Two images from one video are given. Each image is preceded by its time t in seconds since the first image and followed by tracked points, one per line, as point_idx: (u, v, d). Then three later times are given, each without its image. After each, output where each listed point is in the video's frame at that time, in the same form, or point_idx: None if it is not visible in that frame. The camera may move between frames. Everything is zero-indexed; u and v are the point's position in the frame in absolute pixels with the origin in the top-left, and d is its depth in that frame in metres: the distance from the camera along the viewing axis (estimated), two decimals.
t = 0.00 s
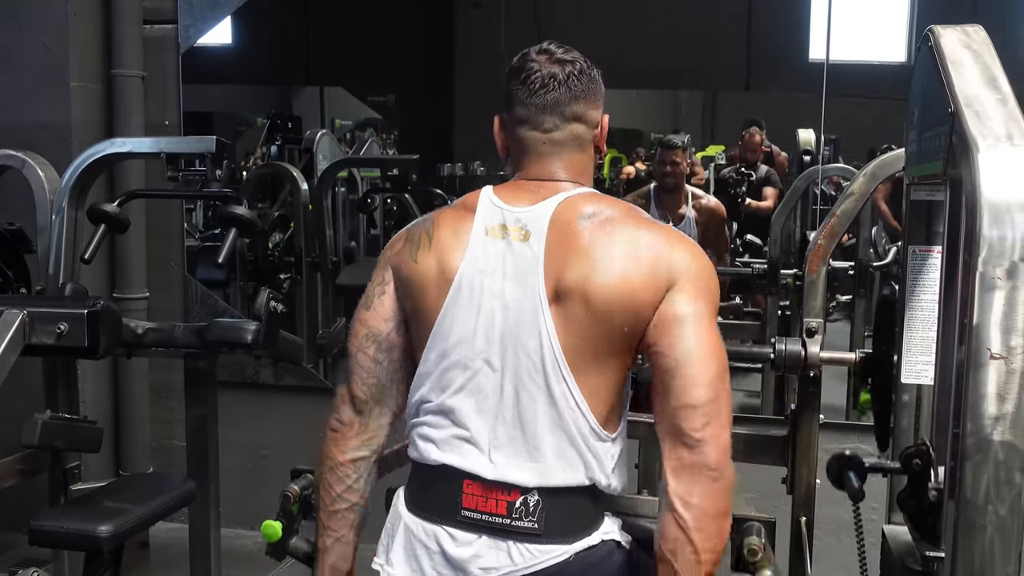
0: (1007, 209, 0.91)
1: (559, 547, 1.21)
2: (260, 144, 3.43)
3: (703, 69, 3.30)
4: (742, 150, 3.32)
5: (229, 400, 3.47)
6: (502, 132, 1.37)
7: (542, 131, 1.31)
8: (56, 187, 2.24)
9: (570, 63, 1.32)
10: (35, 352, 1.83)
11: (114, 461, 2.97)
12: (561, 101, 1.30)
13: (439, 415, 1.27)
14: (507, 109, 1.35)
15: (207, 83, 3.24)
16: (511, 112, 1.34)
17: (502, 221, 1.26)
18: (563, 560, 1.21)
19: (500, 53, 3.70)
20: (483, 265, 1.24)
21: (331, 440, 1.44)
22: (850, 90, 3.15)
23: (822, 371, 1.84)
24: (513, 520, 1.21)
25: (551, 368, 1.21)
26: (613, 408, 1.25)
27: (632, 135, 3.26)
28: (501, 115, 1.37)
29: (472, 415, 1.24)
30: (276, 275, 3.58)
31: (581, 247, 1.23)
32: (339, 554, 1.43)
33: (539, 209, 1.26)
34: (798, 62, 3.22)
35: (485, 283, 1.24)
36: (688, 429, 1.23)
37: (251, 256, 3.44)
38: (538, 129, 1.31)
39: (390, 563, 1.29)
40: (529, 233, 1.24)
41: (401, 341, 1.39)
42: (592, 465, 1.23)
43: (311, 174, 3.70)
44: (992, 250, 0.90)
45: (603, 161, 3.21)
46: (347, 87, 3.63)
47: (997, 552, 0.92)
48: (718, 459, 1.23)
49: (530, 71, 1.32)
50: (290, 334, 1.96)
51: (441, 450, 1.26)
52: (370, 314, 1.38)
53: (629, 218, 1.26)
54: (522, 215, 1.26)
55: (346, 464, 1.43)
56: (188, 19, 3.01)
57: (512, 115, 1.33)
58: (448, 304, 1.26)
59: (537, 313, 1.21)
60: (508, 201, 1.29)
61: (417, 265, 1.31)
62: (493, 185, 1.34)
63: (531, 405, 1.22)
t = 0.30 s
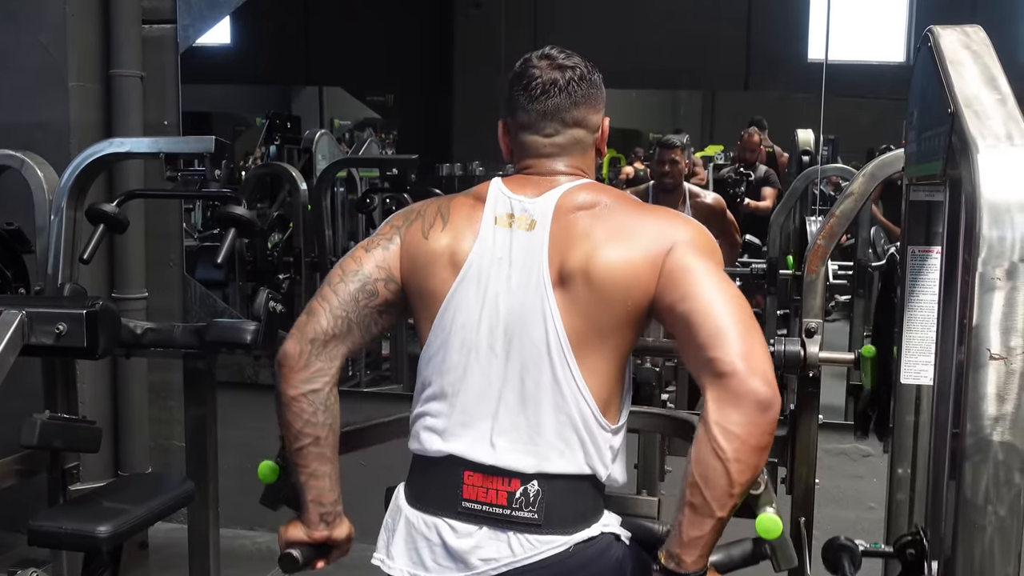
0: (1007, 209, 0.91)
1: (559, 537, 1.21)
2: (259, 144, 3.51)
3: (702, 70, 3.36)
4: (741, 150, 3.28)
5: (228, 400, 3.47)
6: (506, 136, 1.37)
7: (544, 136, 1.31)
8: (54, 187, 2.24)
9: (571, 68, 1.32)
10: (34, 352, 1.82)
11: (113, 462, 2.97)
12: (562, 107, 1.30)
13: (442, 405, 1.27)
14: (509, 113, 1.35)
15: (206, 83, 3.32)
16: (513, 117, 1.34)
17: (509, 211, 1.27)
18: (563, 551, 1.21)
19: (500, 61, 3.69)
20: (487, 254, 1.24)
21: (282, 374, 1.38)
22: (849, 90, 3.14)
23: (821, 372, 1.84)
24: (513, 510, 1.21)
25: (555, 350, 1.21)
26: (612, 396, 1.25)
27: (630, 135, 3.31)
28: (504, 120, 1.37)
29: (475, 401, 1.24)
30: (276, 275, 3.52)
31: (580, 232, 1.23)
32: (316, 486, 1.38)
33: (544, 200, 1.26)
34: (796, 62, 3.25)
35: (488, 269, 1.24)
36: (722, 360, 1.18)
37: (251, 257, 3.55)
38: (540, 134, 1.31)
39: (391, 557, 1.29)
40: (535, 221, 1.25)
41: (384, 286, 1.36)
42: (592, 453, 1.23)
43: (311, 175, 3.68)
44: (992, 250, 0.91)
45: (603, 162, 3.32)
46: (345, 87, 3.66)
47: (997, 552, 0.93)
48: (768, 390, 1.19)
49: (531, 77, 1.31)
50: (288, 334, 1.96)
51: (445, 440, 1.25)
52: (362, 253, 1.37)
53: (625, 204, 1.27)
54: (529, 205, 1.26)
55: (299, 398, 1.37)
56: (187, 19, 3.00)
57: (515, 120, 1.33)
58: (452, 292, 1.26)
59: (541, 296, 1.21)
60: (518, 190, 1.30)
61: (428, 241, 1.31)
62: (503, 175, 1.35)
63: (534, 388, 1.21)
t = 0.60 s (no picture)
0: (1007, 210, 0.91)
1: (554, 534, 1.21)
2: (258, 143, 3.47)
3: (700, 70, 3.40)
4: (741, 149, 3.27)
5: (227, 400, 3.48)
6: (504, 143, 1.37)
7: (541, 144, 1.31)
8: (53, 187, 2.24)
9: (567, 78, 1.32)
10: (33, 352, 1.82)
11: (112, 462, 2.97)
12: (557, 116, 1.30)
13: (439, 402, 1.27)
14: (507, 121, 1.35)
15: (206, 83, 3.19)
16: (511, 125, 1.34)
17: (509, 210, 1.27)
18: (559, 549, 1.21)
19: (498, 71, 3.72)
20: (484, 251, 1.25)
21: (257, 324, 1.40)
22: (848, 90, 3.13)
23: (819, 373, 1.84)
24: (509, 508, 1.21)
25: (552, 343, 1.21)
26: (607, 391, 1.25)
27: (629, 136, 3.34)
28: (502, 128, 1.37)
29: (473, 396, 1.24)
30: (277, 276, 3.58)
31: (574, 229, 1.24)
32: (306, 433, 1.38)
33: (542, 200, 1.27)
34: (796, 62, 3.25)
35: (486, 264, 1.24)
36: (736, 310, 1.17)
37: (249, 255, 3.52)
38: (536, 142, 1.31)
39: (389, 556, 1.29)
40: (533, 221, 1.25)
41: (370, 264, 1.36)
42: (588, 450, 1.23)
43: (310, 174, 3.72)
44: (992, 251, 0.91)
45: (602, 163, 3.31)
46: (345, 88, 3.72)
47: (997, 552, 0.93)
48: (789, 338, 1.18)
49: (528, 87, 1.31)
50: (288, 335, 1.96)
51: (442, 437, 1.25)
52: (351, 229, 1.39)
53: (619, 202, 1.27)
54: (527, 205, 1.27)
55: (273, 345, 1.38)
56: (187, 19, 2.97)
57: (512, 128, 1.33)
58: (449, 289, 1.26)
59: (539, 292, 1.22)
60: (517, 192, 1.30)
61: (428, 235, 1.31)
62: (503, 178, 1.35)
63: (532, 382, 1.21)
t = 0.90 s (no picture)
0: (1007, 209, 0.91)
1: (549, 533, 1.21)
2: (257, 143, 3.51)
3: (699, 69, 3.39)
4: (739, 150, 3.26)
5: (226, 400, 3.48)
6: (501, 137, 1.37)
7: (538, 138, 1.31)
8: (52, 187, 2.23)
9: (565, 71, 1.31)
10: (32, 352, 1.82)
11: (110, 462, 2.97)
12: (554, 110, 1.30)
13: (432, 401, 1.27)
14: (505, 115, 1.35)
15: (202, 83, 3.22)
16: (508, 119, 1.34)
17: (500, 208, 1.28)
18: (554, 546, 1.21)
19: (497, 59, 3.72)
20: (476, 249, 1.25)
21: (259, 337, 1.40)
22: (847, 90, 3.13)
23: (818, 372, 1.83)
24: (504, 506, 1.21)
25: (544, 344, 1.20)
26: (603, 390, 1.25)
27: (628, 136, 3.31)
28: (499, 122, 1.37)
29: (465, 396, 1.24)
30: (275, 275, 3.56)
31: (567, 227, 1.24)
32: (304, 450, 1.38)
33: (536, 198, 1.27)
34: (795, 63, 3.27)
35: (478, 263, 1.24)
36: (730, 327, 1.16)
37: (247, 255, 3.50)
38: (533, 137, 1.31)
39: (385, 554, 1.29)
40: (525, 218, 1.25)
41: (368, 268, 1.37)
42: (583, 449, 1.23)
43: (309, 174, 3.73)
44: (991, 250, 0.91)
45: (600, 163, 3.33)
46: (344, 88, 3.70)
47: (996, 552, 0.92)
48: (783, 355, 1.17)
49: (525, 80, 1.31)
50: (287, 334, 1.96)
51: (436, 436, 1.25)
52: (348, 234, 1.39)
53: (614, 201, 1.27)
54: (519, 202, 1.27)
55: (274, 360, 1.39)
56: (185, 19, 2.98)
57: (509, 121, 1.33)
58: (443, 288, 1.27)
59: (532, 291, 1.21)
60: (509, 189, 1.30)
61: (419, 237, 1.32)
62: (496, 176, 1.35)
63: (524, 383, 1.21)
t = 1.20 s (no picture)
0: (1003, 208, 0.91)
1: (551, 543, 1.21)
2: (256, 143, 3.57)
3: (699, 70, 3.31)
4: (738, 150, 3.32)
5: (224, 400, 3.48)
6: (499, 134, 1.36)
7: (536, 132, 1.31)
8: (50, 186, 2.23)
9: (565, 66, 1.32)
10: (30, 352, 1.82)
11: (108, 461, 2.97)
12: (554, 103, 1.30)
13: (430, 412, 1.27)
14: (502, 110, 1.35)
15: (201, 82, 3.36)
16: (506, 113, 1.33)
17: (496, 219, 1.26)
18: (556, 557, 1.20)
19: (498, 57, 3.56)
20: (475, 262, 1.24)
21: (319, 438, 1.46)
22: (845, 90, 3.17)
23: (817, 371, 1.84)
24: (505, 516, 1.21)
25: (543, 364, 1.20)
26: (605, 406, 1.25)
27: (626, 135, 3.27)
28: (497, 117, 1.37)
29: (464, 410, 1.24)
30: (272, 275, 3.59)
31: (573, 242, 1.22)
32: (323, 555, 1.45)
33: (535, 207, 1.25)
34: (793, 63, 3.22)
35: (477, 278, 1.23)
36: (679, 431, 1.24)
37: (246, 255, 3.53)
38: (532, 131, 1.31)
39: (384, 562, 1.29)
40: (524, 229, 1.24)
41: (384, 335, 1.38)
42: (584, 461, 1.22)
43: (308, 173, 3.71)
44: (989, 249, 0.91)
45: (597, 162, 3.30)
46: (342, 87, 3.64)
47: (994, 551, 0.93)
48: (715, 458, 1.25)
49: (524, 73, 1.31)
50: (285, 334, 1.96)
51: (434, 447, 1.26)
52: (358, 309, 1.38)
53: (621, 216, 1.25)
54: (516, 212, 1.26)
55: (332, 463, 1.44)
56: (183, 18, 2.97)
57: (507, 116, 1.33)
58: (441, 301, 1.26)
59: (531, 308, 1.20)
60: (503, 200, 1.29)
61: (408, 262, 1.31)
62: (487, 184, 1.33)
63: (523, 401, 1.21)
